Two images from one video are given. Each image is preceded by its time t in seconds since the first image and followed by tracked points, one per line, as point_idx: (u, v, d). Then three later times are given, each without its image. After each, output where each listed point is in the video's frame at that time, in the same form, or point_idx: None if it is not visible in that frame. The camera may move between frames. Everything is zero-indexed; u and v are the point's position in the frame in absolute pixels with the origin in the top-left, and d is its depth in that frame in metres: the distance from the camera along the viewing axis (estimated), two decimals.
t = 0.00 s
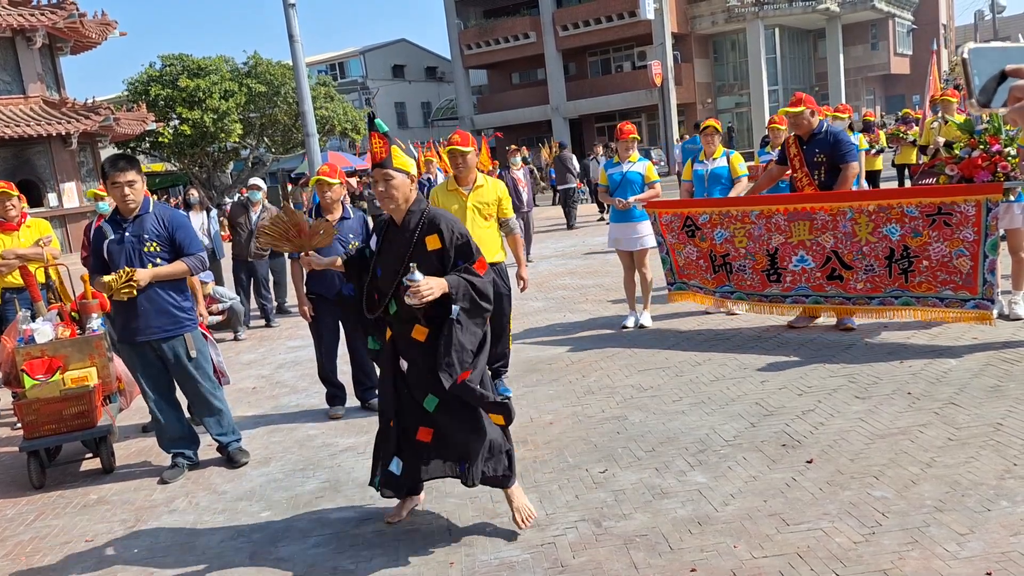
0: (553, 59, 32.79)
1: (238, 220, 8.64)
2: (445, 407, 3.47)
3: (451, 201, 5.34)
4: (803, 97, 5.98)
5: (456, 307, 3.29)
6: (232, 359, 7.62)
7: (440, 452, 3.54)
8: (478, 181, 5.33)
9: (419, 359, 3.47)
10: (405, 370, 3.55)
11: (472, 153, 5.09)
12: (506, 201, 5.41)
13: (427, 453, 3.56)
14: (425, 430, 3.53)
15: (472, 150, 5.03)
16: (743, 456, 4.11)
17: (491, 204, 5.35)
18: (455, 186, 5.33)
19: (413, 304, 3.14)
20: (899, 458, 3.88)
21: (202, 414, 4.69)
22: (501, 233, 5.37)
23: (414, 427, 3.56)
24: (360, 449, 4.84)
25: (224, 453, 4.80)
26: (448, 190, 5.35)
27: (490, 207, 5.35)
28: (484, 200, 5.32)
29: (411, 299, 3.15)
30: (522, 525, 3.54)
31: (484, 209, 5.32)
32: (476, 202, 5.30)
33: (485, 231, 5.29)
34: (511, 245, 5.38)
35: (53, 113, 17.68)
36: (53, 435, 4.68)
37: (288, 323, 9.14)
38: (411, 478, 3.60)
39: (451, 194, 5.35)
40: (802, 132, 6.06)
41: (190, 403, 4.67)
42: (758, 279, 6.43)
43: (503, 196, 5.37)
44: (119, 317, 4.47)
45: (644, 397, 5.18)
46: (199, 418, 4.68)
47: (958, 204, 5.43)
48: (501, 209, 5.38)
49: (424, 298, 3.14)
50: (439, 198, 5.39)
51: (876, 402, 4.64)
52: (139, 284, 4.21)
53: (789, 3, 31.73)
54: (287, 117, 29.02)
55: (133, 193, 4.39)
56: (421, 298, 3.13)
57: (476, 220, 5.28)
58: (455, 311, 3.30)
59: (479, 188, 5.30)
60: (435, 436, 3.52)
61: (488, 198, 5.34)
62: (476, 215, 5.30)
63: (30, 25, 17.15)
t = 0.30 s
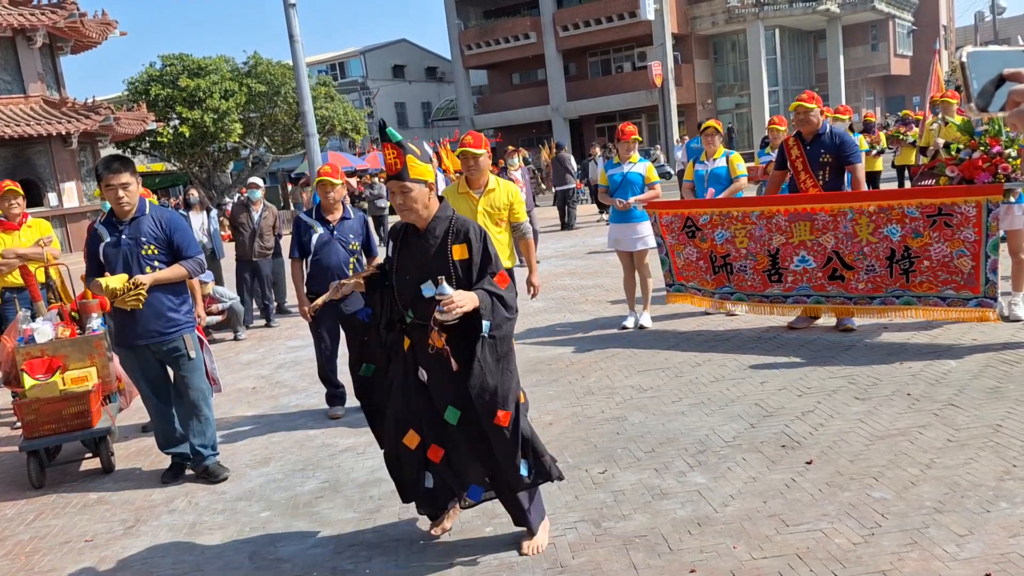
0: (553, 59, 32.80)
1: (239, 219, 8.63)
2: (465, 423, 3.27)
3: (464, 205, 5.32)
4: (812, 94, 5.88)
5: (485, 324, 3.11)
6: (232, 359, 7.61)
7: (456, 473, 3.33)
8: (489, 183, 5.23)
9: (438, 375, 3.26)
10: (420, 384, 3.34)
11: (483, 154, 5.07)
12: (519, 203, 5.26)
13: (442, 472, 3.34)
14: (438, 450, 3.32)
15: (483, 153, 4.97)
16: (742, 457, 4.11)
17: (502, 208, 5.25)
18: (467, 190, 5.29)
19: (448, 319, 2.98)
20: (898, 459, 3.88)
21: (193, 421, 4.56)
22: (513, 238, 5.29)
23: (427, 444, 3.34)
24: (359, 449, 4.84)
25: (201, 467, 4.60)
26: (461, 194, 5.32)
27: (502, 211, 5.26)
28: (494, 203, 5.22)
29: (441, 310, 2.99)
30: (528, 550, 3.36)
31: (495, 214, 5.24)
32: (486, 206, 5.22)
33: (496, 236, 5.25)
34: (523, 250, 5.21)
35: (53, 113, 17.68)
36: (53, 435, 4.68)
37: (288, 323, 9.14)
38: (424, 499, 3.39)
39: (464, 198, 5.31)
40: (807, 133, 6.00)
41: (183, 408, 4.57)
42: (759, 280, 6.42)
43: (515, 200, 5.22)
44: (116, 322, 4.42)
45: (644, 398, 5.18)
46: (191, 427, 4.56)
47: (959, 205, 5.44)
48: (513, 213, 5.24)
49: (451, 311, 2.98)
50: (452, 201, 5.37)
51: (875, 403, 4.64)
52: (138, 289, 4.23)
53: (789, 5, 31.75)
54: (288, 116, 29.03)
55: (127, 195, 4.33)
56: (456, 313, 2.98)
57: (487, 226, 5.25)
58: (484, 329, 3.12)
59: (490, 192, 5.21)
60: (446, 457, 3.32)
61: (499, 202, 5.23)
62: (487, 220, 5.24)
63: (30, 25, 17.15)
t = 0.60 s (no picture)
0: (553, 60, 32.82)
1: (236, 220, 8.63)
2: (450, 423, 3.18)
3: (468, 208, 4.83)
4: (815, 92, 5.85)
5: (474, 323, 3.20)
6: (232, 359, 7.62)
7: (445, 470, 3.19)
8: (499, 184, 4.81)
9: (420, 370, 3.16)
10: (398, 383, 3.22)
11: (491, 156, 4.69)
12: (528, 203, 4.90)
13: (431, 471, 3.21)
14: (424, 449, 3.20)
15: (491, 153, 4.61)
16: (742, 458, 4.11)
17: (513, 211, 4.84)
18: (473, 190, 4.82)
19: (442, 319, 3.04)
20: (897, 460, 3.88)
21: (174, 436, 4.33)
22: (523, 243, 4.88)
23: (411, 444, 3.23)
24: (359, 450, 4.85)
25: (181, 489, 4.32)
26: (466, 196, 4.84)
27: (512, 214, 4.84)
28: (505, 206, 4.80)
29: (440, 309, 3.03)
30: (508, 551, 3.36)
31: (505, 217, 4.81)
32: (496, 209, 4.79)
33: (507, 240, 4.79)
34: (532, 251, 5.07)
35: (53, 113, 17.69)
36: (54, 435, 4.68)
37: (288, 323, 9.14)
38: (418, 502, 3.20)
39: (468, 199, 4.83)
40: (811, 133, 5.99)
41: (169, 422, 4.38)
42: (760, 280, 6.42)
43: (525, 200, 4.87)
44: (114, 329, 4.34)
45: (644, 399, 5.19)
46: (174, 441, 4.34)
47: (959, 206, 5.45)
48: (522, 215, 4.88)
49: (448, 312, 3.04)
50: (453, 204, 4.87)
51: (875, 404, 4.64)
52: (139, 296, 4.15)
53: (789, 6, 31.76)
54: (288, 117, 29.04)
55: (128, 201, 4.29)
56: (450, 313, 3.04)
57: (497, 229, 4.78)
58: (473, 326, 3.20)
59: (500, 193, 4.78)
60: (437, 454, 3.20)
61: (509, 205, 4.83)
62: (497, 223, 4.79)
63: (30, 24, 17.15)
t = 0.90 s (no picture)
0: (553, 60, 32.83)
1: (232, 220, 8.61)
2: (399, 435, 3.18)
3: (478, 203, 4.58)
4: (815, 93, 5.84)
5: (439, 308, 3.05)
6: (232, 359, 7.62)
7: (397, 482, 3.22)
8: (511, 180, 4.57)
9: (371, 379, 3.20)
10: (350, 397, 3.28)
11: (502, 150, 4.43)
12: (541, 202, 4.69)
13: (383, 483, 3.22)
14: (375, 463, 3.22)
15: (502, 148, 4.38)
16: (741, 459, 4.11)
17: (525, 208, 4.60)
18: (485, 185, 4.58)
19: (404, 292, 2.92)
20: (897, 461, 3.88)
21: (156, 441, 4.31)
22: (535, 241, 4.64)
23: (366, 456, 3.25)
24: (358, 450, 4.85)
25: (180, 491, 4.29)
26: (476, 190, 4.60)
27: (524, 211, 4.60)
28: (517, 202, 4.57)
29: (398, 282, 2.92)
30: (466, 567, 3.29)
31: (517, 213, 4.57)
32: (508, 205, 4.55)
33: (518, 239, 4.53)
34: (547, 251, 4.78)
35: (53, 112, 17.69)
36: (54, 435, 4.69)
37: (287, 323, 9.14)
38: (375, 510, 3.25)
39: (478, 194, 4.59)
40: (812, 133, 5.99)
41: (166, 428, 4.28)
42: (759, 281, 6.43)
43: (537, 197, 4.66)
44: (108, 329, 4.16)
45: (643, 399, 5.19)
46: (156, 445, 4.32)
47: (959, 207, 5.44)
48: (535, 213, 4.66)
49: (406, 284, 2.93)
50: (462, 198, 4.62)
51: (874, 405, 4.65)
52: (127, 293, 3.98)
53: (789, 7, 31.76)
54: (288, 117, 29.05)
55: (124, 199, 4.18)
56: (412, 287, 2.94)
57: (508, 226, 4.53)
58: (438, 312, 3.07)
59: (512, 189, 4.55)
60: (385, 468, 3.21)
61: (521, 202, 4.59)
62: (508, 220, 4.55)
63: (30, 24, 17.16)
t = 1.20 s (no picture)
0: (553, 61, 32.84)
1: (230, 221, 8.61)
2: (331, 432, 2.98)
3: (501, 208, 4.32)
4: (815, 94, 5.84)
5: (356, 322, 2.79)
6: (232, 359, 7.62)
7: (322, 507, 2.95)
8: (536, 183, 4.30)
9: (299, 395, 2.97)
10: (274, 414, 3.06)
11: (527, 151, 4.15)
12: (568, 209, 4.40)
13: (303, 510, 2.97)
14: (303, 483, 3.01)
15: (526, 150, 4.07)
16: (741, 459, 4.12)
17: (551, 214, 4.32)
18: (508, 189, 4.30)
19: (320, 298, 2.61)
20: (897, 462, 3.88)
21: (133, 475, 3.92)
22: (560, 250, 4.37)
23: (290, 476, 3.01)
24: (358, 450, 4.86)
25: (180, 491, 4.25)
26: (499, 194, 4.33)
27: (550, 218, 4.32)
28: (542, 209, 4.29)
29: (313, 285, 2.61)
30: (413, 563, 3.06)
31: (542, 220, 4.29)
32: (532, 211, 4.29)
33: (542, 248, 4.28)
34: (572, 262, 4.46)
35: (54, 112, 17.68)
36: (54, 434, 4.70)
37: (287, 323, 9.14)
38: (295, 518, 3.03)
39: (502, 199, 4.32)
40: (812, 133, 6.00)
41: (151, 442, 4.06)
42: (760, 283, 6.42)
43: (564, 202, 4.36)
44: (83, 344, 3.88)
45: (643, 400, 5.20)
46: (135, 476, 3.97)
47: (960, 208, 5.45)
48: (562, 220, 4.36)
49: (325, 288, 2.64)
50: (485, 202, 4.37)
51: (874, 406, 4.65)
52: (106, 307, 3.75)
53: (790, 8, 31.78)
54: (288, 117, 29.05)
55: (95, 204, 3.85)
56: (331, 290, 2.62)
57: (532, 234, 4.27)
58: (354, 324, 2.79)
59: (538, 194, 4.28)
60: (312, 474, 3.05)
61: (546, 208, 4.31)
62: (532, 227, 4.28)
63: (31, 24, 17.15)
